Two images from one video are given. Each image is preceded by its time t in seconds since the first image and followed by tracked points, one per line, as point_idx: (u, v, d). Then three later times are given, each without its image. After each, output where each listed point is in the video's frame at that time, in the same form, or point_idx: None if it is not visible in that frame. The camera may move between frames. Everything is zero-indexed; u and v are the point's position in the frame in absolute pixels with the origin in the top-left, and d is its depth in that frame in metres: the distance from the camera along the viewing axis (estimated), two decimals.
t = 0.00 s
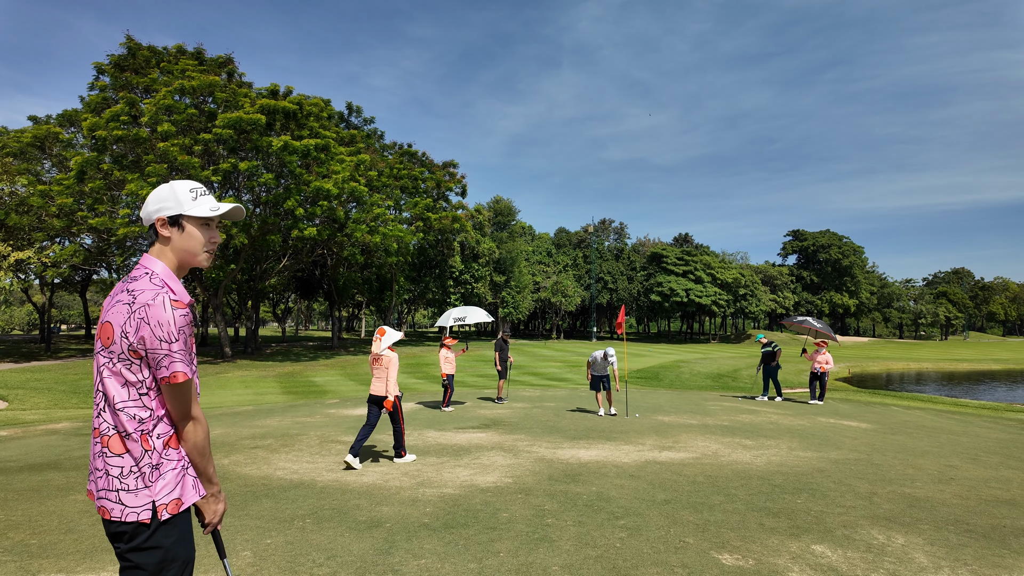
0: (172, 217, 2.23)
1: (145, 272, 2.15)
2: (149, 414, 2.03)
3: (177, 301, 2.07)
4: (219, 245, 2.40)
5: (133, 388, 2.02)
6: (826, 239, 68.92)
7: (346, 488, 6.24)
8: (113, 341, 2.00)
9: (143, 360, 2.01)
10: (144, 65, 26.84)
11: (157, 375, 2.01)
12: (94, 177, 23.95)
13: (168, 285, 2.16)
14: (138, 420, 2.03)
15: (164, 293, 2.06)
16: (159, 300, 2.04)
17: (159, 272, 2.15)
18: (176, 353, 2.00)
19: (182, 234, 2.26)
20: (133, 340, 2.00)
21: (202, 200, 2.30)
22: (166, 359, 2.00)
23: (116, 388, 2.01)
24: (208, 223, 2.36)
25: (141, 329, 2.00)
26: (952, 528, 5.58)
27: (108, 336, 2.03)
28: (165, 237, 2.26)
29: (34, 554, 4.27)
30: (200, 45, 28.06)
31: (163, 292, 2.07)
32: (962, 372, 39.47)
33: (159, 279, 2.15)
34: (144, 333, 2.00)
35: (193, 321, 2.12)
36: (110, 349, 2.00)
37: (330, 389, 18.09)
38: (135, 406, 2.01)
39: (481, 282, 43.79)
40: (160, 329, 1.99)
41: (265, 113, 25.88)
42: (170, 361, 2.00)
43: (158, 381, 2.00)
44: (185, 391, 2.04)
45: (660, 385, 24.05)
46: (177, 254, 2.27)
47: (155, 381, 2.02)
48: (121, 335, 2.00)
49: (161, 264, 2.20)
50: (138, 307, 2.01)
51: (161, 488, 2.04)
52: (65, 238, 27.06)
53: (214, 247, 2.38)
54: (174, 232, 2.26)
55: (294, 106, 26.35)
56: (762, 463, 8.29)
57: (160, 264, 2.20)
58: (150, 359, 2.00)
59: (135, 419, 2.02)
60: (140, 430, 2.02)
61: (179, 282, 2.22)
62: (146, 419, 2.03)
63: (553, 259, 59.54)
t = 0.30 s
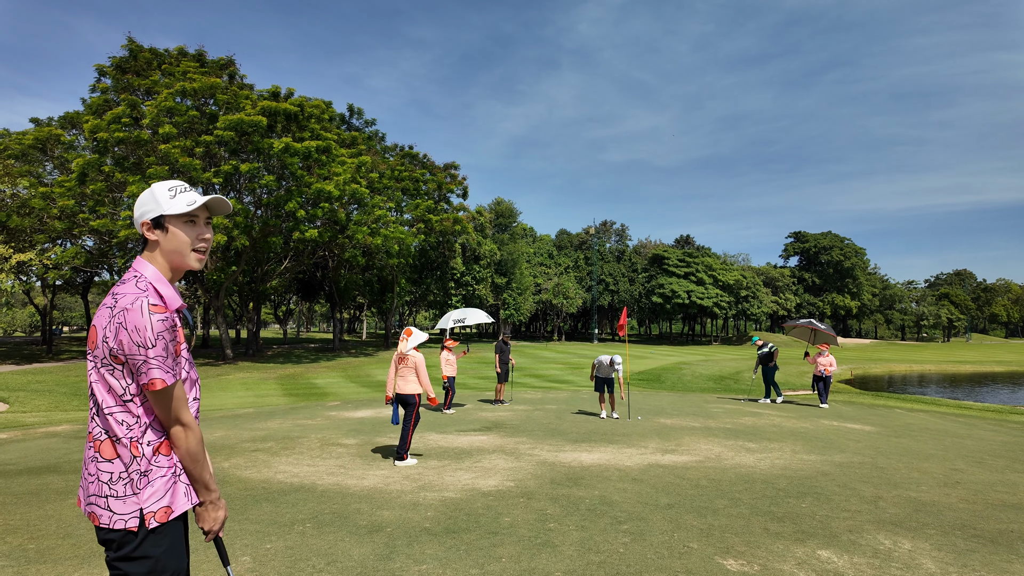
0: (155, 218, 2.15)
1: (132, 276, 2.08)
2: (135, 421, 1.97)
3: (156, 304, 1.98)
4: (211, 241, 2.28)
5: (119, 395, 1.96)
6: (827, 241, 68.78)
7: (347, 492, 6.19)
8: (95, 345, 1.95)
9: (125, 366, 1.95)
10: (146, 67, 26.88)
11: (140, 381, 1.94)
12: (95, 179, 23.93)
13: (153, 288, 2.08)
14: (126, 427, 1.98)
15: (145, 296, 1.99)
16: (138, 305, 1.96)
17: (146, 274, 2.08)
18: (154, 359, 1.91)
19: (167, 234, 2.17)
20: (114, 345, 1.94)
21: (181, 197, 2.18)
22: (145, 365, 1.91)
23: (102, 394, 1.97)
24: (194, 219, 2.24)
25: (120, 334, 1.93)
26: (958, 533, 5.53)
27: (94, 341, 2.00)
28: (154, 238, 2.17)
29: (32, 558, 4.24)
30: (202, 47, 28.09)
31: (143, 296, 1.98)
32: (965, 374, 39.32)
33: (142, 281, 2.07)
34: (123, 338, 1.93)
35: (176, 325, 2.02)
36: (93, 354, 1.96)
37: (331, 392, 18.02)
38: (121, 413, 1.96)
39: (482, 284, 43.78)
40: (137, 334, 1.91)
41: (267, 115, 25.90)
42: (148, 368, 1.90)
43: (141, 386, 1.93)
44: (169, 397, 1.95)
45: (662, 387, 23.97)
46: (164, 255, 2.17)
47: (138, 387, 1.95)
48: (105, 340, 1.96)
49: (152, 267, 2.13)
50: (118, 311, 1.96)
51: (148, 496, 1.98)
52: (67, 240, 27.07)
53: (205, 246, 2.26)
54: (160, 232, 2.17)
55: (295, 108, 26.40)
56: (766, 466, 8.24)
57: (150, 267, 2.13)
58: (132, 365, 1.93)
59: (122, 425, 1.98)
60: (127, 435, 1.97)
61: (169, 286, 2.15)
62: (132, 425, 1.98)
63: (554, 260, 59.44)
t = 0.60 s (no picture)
0: (156, 218, 2.12)
1: (137, 279, 2.05)
2: (145, 425, 1.94)
3: (162, 308, 1.94)
4: (214, 239, 2.25)
5: (127, 400, 1.93)
6: (835, 243, 68.29)
7: (354, 495, 6.15)
8: (102, 350, 1.93)
9: (133, 371, 1.92)
10: (154, 71, 27.10)
11: (149, 386, 1.91)
12: (104, 182, 24.09)
13: (158, 290, 2.04)
14: (137, 431, 1.95)
15: (150, 300, 1.95)
16: (143, 309, 1.93)
17: (151, 276, 2.05)
18: (162, 363, 1.88)
19: (169, 235, 2.15)
20: (122, 351, 1.91)
21: (180, 194, 2.15)
22: (153, 370, 1.88)
23: (113, 399, 1.95)
24: (195, 218, 2.21)
25: (127, 339, 1.90)
26: (974, 539, 5.43)
27: (101, 347, 1.97)
28: (157, 239, 2.16)
29: (39, 562, 4.22)
30: (209, 51, 28.25)
31: (149, 300, 1.95)
32: (975, 377, 38.87)
33: (147, 284, 2.03)
34: (131, 343, 1.90)
35: (183, 328, 1.99)
36: (101, 359, 1.93)
37: (338, 394, 18.01)
38: (130, 418, 1.94)
39: (488, 286, 43.77)
40: (144, 339, 1.88)
41: (273, 118, 26.01)
42: (156, 373, 1.87)
43: (150, 391, 1.89)
44: (178, 402, 1.92)
45: (669, 390, 23.81)
46: (168, 256, 2.15)
47: (146, 392, 1.92)
48: (111, 345, 1.92)
49: (156, 269, 2.10)
50: (124, 315, 1.93)
51: (159, 501, 1.95)
52: (76, 243, 27.25)
53: (209, 244, 2.24)
54: (163, 233, 2.15)
55: (302, 111, 26.50)
56: (775, 470, 8.14)
57: (155, 269, 2.10)
58: (140, 371, 1.90)
59: (132, 430, 1.94)
60: (136, 440, 1.94)
61: (174, 289, 2.11)
62: (143, 429, 1.95)
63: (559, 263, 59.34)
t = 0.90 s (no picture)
0: (167, 216, 2.07)
1: (151, 278, 2.01)
2: (162, 426, 1.91)
3: (175, 308, 1.90)
4: (226, 237, 2.20)
5: (143, 401, 1.90)
6: (842, 243, 67.86)
7: (363, 496, 6.12)
8: (116, 352, 1.90)
9: (148, 372, 1.89)
10: (161, 73, 27.25)
11: (164, 386, 1.86)
12: (112, 183, 24.22)
13: (173, 289, 2.00)
14: (154, 432, 1.92)
15: (163, 299, 1.91)
16: (157, 309, 1.88)
17: (165, 275, 2.01)
18: (175, 365, 1.84)
19: (180, 233, 2.10)
20: (135, 351, 1.87)
21: (190, 192, 2.09)
22: (167, 371, 1.84)
23: (128, 401, 1.92)
24: (205, 215, 2.16)
25: (141, 340, 1.87)
26: (993, 543, 5.34)
27: (116, 346, 1.93)
28: (169, 238, 2.11)
29: (49, 563, 4.21)
30: (216, 52, 28.36)
31: (163, 299, 1.91)
32: (985, 378, 38.51)
33: (161, 283, 1.99)
34: (144, 344, 1.86)
35: (196, 328, 1.94)
36: (117, 359, 1.90)
37: (344, 394, 18.00)
38: (147, 420, 1.91)
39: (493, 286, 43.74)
40: (158, 339, 1.83)
41: (280, 119, 26.08)
42: (171, 374, 1.83)
43: (166, 392, 1.86)
44: (194, 403, 1.88)
45: (677, 391, 23.69)
46: (180, 254, 2.10)
47: (162, 392, 1.88)
48: (125, 346, 1.89)
49: (170, 268, 2.05)
50: (138, 315, 1.89)
51: (177, 503, 1.93)
52: (84, 244, 27.38)
53: (220, 241, 2.19)
54: (175, 232, 2.11)
55: (309, 112, 26.58)
56: (788, 472, 8.05)
57: (169, 268, 2.06)
58: (154, 371, 1.87)
59: (149, 430, 1.91)
60: (154, 441, 1.91)
61: (189, 288, 2.07)
62: (160, 430, 1.92)
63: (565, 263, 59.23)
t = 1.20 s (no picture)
0: (189, 213, 2.01)
1: (174, 278, 1.95)
2: (186, 431, 1.85)
3: (197, 309, 1.83)
4: (250, 235, 2.13)
5: (166, 405, 1.84)
6: (853, 242, 67.16)
7: (379, 498, 6.07)
8: (139, 354, 1.84)
9: (170, 376, 1.82)
10: (173, 75, 27.46)
11: (188, 390, 1.80)
12: (124, 184, 24.42)
13: (196, 290, 1.94)
14: (179, 437, 1.86)
15: (185, 300, 1.84)
16: (179, 310, 1.81)
17: (189, 274, 1.96)
18: (198, 368, 1.77)
19: (203, 232, 2.03)
20: (157, 354, 1.81)
21: (212, 188, 2.03)
22: (189, 375, 1.77)
23: (152, 405, 1.86)
24: (228, 213, 2.09)
25: (163, 343, 1.80)
26: None
27: (140, 350, 1.89)
28: (192, 236, 2.05)
29: (66, 564, 4.19)
30: (227, 54, 28.53)
31: (185, 300, 1.84)
32: (1001, 379, 37.96)
33: (185, 283, 1.92)
34: (166, 347, 1.80)
35: (220, 329, 1.88)
36: (141, 361, 1.85)
37: (355, 394, 18.00)
38: (171, 425, 1.85)
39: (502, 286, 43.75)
40: (180, 342, 1.77)
41: (291, 120, 26.20)
42: (193, 378, 1.77)
43: (188, 396, 1.78)
44: (216, 408, 1.81)
45: (688, 392, 23.49)
46: (204, 254, 2.04)
47: (185, 397, 1.81)
48: (146, 348, 1.83)
49: (195, 268, 2.00)
50: (159, 316, 1.82)
51: (203, 510, 1.88)
52: (97, 245, 27.61)
53: (244, 240, 2.12)
54: (197, 231, 2.05)
55: (319, 113, 26.68)
56: (807, 475, 7.91)
57: (194, 268, 2.00)
58: (176, 375, 1.80)
59: (173, 436, 1.86)
60: (180, 446, 1.86)
61: (212, 289, 2.00)
62: (185, 435, 1.86)
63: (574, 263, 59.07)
